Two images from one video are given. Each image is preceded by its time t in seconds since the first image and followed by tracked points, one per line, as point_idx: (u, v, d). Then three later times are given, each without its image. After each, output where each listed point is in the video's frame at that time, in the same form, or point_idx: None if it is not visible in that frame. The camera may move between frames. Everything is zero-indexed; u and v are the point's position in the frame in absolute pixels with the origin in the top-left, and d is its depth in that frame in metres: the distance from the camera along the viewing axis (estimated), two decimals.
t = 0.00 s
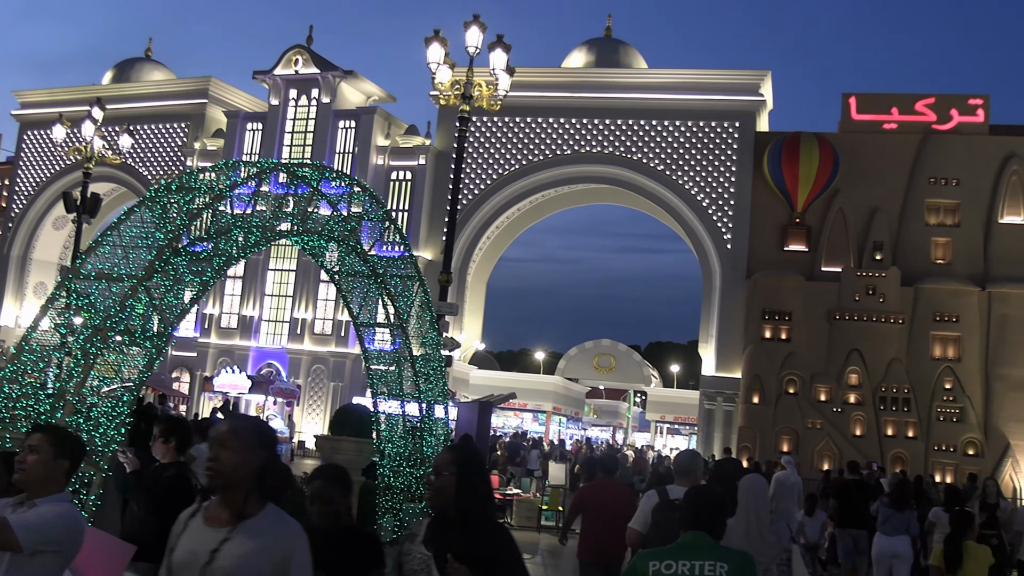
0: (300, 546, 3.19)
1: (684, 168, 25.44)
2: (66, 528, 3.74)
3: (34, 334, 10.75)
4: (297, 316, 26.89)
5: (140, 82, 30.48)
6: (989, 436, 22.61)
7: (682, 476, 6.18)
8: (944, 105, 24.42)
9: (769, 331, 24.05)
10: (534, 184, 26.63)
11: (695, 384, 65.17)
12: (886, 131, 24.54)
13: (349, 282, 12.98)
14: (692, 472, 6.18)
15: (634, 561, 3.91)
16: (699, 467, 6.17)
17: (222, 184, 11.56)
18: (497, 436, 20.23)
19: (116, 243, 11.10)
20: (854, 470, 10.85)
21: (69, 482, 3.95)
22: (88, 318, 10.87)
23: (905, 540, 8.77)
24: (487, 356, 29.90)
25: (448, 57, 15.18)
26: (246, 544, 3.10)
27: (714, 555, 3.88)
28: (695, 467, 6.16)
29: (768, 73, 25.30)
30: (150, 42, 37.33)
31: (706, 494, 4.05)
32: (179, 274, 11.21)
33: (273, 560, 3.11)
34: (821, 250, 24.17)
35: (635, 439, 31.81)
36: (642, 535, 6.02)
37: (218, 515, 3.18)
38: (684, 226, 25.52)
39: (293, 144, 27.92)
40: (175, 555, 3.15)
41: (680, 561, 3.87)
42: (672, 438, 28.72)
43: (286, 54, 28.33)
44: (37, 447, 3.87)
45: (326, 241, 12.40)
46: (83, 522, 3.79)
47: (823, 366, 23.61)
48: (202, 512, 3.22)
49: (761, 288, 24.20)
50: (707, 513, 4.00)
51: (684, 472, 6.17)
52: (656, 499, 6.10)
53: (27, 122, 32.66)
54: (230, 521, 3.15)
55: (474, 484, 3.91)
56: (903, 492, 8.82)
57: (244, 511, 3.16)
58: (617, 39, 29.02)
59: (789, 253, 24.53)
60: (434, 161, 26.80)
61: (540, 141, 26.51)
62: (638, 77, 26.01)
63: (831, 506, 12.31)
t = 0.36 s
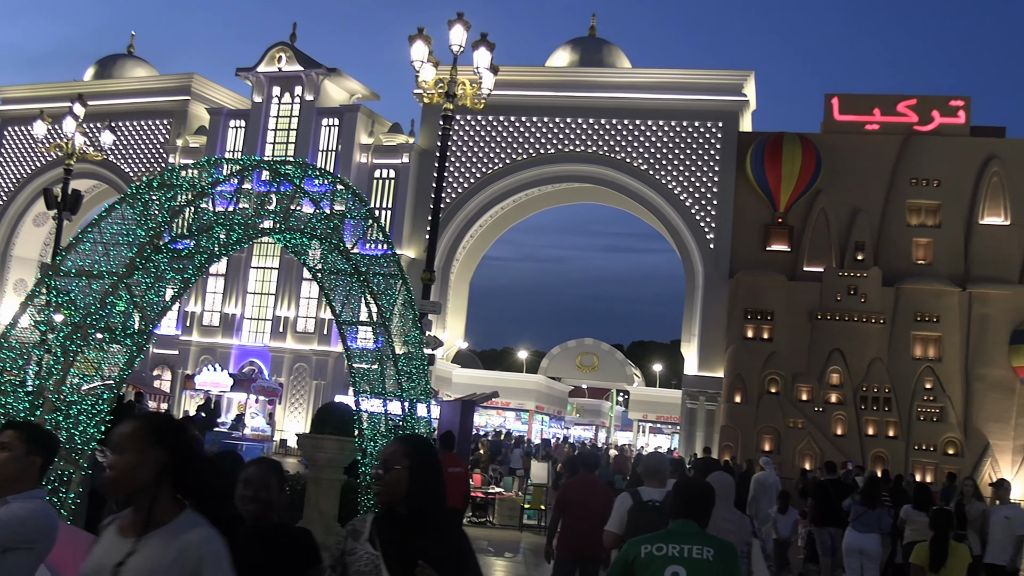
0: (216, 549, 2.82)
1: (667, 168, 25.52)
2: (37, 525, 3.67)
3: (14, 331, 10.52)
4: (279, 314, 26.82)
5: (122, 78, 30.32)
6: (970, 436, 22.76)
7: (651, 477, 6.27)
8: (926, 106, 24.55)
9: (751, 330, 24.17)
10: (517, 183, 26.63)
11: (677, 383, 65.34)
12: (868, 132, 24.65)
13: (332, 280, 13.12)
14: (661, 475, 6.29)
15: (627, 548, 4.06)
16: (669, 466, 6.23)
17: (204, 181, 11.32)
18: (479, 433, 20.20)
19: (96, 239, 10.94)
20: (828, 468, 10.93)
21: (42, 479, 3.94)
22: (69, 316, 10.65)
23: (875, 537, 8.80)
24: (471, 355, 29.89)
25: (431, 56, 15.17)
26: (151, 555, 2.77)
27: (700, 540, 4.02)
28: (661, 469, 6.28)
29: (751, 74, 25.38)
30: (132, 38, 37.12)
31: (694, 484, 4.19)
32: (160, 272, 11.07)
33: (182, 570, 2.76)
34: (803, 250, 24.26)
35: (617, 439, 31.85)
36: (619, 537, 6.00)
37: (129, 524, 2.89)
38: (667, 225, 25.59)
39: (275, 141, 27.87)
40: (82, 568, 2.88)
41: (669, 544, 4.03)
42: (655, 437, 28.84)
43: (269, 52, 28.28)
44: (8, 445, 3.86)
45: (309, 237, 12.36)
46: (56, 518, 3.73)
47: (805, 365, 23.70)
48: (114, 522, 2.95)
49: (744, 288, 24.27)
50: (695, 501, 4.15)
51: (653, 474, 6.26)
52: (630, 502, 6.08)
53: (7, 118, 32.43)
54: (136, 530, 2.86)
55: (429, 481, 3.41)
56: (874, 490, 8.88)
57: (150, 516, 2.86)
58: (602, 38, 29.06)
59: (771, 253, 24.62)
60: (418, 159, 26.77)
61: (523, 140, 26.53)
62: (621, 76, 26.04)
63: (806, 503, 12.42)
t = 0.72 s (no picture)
0: (121, 552, 2.73)
1: (656, 167, 25.55)
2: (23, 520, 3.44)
3: None
4: (267, 312, 26.78)
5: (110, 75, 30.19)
6: (956, 435, 22.86)
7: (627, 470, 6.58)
8: (913, 106, 24.61)
9: (739, 329, 24.17)
10: (506, 182, 26.65)
11: (665, 381, 65.42)
12: (856, 132, 24.72)
13: (320, 278, 13.04)
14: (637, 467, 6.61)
15: (626, 545, 4.23)
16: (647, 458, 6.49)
17: (191, 179, 11.23)
18: (468, 432, 20.21)
19: (84, 237, 10.83)
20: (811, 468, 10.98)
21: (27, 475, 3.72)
22: (55, 313, 10.60)
23: (863, 536, 8.86)
24: (460, 354, 29.90)
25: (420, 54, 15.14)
26: (49, 554, 2.64)
27: (695, 539, 4.19)
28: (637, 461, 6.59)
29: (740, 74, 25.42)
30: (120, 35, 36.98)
31: (689, 486, 4.37)
32: (146, 270, 11.00)
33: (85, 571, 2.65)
34: (791, 250, 24.33)
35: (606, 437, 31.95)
36: (595, 526, 6.34)
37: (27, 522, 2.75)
38: (655, 224, 25.66)
39: (264, 139, 27.78)
40: None
41: (667, 542, 4.20)
42: (641, 436, 29.07)
43: (258, 49, 28.21)
44: None
45: (297, 236, 12.22)
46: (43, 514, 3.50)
47: (792, 364, 23.78)
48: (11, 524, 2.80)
49: (732, 287, 24.30)
50: (690, 503, 4.33)
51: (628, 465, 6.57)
52: (607, 492, 6.35)
53: None
54: (33, 526, 2.73)
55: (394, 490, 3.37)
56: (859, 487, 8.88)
57: (48, 514, 2.74)
58: (591, 37, 29.07)
59: (759, 252, 24.68)
60: (406, 157, 26.75)
61: (513, 139, 26.52)
62: (611, 76, 26.04)
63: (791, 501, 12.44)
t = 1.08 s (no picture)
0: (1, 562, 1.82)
1: (645, 166, 25.57)
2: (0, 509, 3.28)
3: None
4: (256, 309, 26.75)
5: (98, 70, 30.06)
6: (943, 434, 22.97)
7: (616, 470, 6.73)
8: (902, 106, 24.67)
9: (728, 328, 24.12)
10: (496, 179, 26.65)
11: (654, 379, 65.62)
12: (845, 132, 24.79)
13: (309, 275, 12.97)
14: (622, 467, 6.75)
15: (628, 533, 4.56)
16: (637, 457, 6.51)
17: (179, 175, 11.23)
18: (456, 430, 20.25)
19: (71, 233, 10.71)
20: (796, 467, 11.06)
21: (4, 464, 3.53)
22: (42, 309, 10.38)
23: (856, 532, 8.89)
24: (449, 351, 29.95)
25: (411, 52, 15.11)
26: None
27: (692, 526, 4.51)
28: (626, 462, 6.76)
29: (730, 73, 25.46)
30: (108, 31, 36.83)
31: (684, 476, 4.66)
32: (135, 266, 10.85)
33: None
34: (779, 249, 24.42)
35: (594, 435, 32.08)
36: (584, 521, 6.45)
37: None
38: (645, 223, 25.68)
39: (253, 136, 27.72)
40: None
41: (665, 529, 4.51)
42: (631, 434, 28.95)
43: (247, 45, 28.12)
44: None
45: (287, 233, 12.31)
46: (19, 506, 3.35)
47: (781, 363, 23.84)
48: None
49: (721, 286, 24.32)
50: (686, 492, 4.62)
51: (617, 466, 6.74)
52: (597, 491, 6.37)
53: None
54: None
55: (356, 494, 3.30)
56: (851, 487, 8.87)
57: None
58: (581, 35, 29.08)
59: (748, 252, 24.74)
60: (396, 154, 26.72)
61: (503, 137, 26.51)
62: (601, 74, 26.06)
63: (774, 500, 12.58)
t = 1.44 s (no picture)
0: None
1: (628, 164, 25.63)
2: None
3: None
4: (237, 305, 26.65)
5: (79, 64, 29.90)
6: (922, 432, 23.10)
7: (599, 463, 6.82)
8: (883, 105, 24.78)
9: (709, 326, 24.34)
10: (479, 176, 26.64)
11: (635, 377, 65.92)
12: (827, 131, 24.90)
13: (290, 272, 12.75)
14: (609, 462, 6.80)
15: (612, 525, 4.95)
16: (617, 453, 6.78)
17: (160, 170, 11.18)
18: (436, 427, 20.25)
19: (51, 228, 10.53)
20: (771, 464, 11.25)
21: None
22: (20, 305, 10.31)
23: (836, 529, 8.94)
24: (430, 348, 29.94)
25: (393, 48, 15.07)
26: None
27: (670, 519, 4.90)
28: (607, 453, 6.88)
29: (713, 71, 25.51)
30: (90, 25, 36.60)
31: (662, 473, 5.04)
32: (114, 261, 10.73)
33: None
34: (761, 247, 24.48)
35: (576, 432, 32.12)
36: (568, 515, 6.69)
37: None
38: (628, 221, 25.73)
39: (235, 131, 27.67)
40: None
41: (645, 522, 4.91)
42: (612, 432, 28.94)
43: (230, 40, 28.00)
44: None
45: (267, 228, 12.24)
46: None
47: (761, 360, 23.94)
48: None
49: (702, 284, 24.45)
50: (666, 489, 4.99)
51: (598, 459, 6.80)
52: (576, 484, 6.72)
53: None
54: None
55: (282, 497, 2.68)
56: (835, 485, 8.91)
57: None
58: (564, 33, 29.10)
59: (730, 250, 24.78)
60: (379, 151, 26.67)
61: (486, 134, 26.51)
62: (584, 72, 26.09)
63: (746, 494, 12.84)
